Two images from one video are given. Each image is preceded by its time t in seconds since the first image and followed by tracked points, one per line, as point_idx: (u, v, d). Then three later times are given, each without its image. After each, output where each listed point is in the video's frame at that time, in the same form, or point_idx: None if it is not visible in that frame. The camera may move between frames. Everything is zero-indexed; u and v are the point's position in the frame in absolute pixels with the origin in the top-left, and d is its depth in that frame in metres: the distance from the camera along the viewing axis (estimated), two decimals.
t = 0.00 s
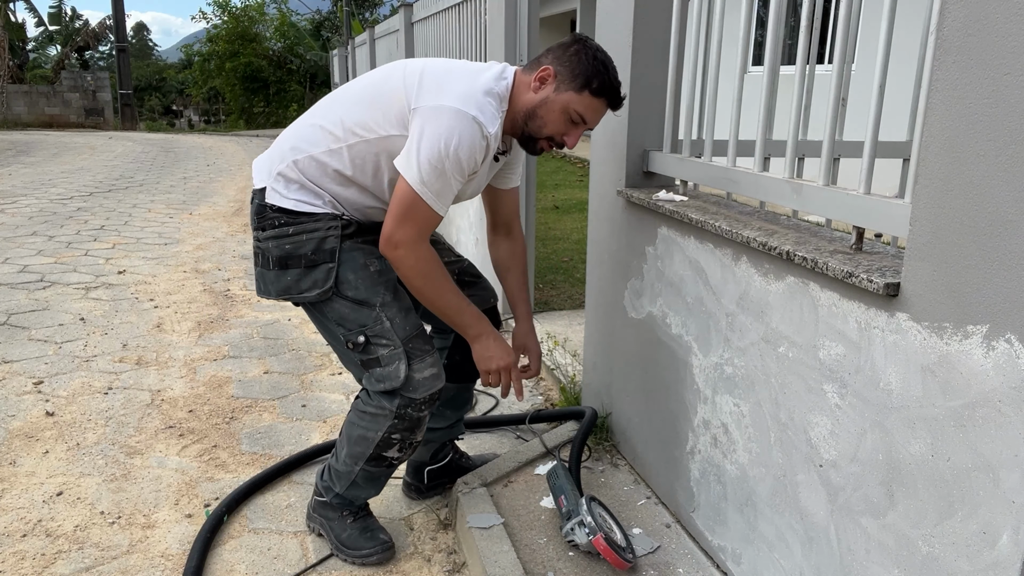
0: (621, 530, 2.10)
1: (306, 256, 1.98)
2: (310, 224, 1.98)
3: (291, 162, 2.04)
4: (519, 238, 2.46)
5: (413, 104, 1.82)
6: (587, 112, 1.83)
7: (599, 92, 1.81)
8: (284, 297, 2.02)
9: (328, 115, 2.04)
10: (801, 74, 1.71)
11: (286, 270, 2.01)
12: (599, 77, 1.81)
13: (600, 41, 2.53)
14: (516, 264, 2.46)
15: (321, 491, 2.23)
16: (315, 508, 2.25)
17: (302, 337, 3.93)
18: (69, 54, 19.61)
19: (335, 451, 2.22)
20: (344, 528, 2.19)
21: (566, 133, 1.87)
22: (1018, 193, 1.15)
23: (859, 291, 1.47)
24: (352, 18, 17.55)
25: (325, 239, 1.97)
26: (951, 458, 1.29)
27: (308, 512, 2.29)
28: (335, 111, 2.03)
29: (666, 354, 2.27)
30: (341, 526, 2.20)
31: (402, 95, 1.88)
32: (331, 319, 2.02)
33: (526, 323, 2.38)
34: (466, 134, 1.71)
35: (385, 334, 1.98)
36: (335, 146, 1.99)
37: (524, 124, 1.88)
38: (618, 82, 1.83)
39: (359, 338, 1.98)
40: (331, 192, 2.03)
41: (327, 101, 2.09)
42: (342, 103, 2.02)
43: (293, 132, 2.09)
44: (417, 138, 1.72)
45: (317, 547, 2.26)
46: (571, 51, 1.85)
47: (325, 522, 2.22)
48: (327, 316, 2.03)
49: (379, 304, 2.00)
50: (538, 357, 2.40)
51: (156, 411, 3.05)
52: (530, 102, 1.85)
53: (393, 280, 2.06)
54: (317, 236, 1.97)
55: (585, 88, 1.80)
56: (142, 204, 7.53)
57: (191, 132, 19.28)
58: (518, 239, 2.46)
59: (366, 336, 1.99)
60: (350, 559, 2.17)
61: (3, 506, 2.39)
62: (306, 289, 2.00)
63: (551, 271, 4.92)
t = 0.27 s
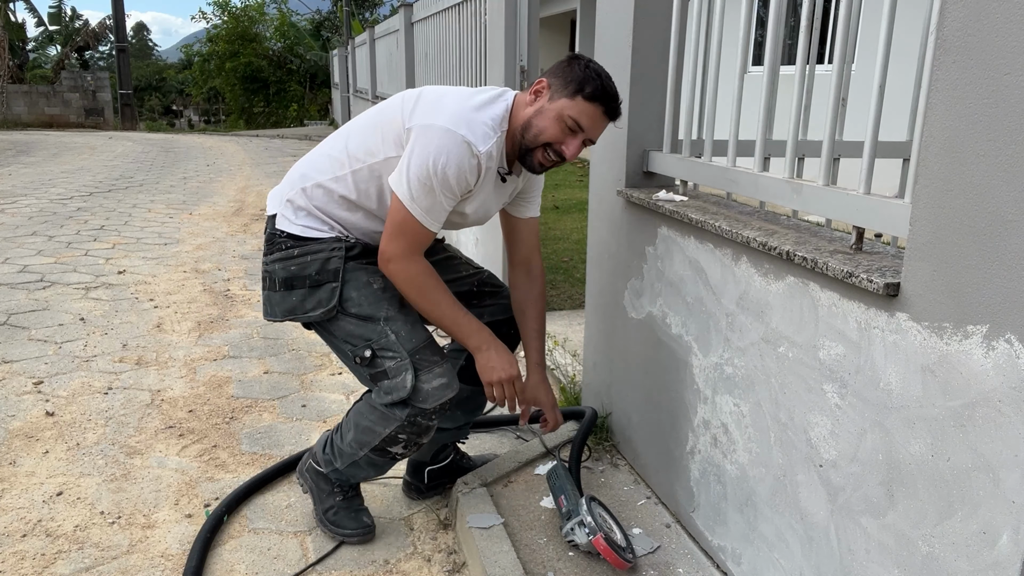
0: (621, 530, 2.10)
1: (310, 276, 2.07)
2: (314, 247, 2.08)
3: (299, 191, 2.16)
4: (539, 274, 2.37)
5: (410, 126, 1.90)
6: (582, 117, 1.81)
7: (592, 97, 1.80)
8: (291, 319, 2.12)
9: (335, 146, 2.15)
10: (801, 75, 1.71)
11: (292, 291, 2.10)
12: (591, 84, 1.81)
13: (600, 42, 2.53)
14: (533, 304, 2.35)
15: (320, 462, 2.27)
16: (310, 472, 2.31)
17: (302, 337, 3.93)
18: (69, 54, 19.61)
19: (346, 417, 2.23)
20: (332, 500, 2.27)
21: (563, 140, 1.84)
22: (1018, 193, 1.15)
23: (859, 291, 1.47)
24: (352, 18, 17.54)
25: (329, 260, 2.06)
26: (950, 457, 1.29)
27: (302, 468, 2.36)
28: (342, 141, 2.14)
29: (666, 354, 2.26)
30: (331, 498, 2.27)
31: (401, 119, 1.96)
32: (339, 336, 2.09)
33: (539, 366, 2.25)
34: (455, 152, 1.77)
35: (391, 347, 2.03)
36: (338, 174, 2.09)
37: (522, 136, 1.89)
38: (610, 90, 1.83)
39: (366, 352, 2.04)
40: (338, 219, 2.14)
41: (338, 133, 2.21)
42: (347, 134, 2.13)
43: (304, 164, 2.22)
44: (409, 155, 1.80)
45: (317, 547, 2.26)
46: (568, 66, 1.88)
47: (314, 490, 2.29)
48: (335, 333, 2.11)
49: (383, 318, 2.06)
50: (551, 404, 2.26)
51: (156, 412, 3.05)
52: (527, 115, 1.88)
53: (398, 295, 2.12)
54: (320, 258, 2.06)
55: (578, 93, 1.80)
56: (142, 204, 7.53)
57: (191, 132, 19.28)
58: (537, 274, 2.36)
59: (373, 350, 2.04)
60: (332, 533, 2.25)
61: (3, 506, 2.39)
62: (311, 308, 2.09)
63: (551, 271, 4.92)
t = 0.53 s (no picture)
0: (621, 530, 2.10)
1: (340, 385, 2.11)
2: (335, 355, 2.13)
3: (306, 312, 2.21)
4: (535, 335, 2.34)
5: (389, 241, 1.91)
6: (530, 154, 1.87)
7: (532, 135, 1.88)
8: (339, 429, 2.17)
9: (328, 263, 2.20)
10: (802, 75, 1.72)
11: (331, 405, 2.16)
12: (531, 125, 1.89)
13: (600, 41, 2.53)
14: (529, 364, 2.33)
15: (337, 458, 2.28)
16: (322, 465, 2.30)
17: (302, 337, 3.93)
18: (68, 55, 19.62)
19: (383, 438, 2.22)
20: (339, 502, 2.27)
21: (519, 183, 1.89)
22: (1018, 193, 1.15)
23: (859, 291, 1.47)
24: (352, 18, 17.55)
25: (352, 362, 2.10)
26: (951, 458, 1.29)
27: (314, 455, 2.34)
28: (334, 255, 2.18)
29: (666, 353, 2.26)
30: (338, 500, 2.27)
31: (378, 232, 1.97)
32: (386, 425, 2.12)
33: (549, 435, 2.28)
34: (449, 248, 1.80)
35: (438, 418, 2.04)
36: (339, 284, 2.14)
37: (481, 193, 1.95)
38: (552, 128, 1.90)
39: (414, 430, 2.04)
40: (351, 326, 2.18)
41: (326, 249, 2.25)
42: (336, 250, 2.17)
43: (304, 287, 2.27)
44: (407, 271, 1.81)
45: (317, 547, 2.26)
46: (507, 119, 1.98)
47: (321, 487, 2.28)
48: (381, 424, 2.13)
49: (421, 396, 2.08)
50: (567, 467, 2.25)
51: (156, 412, 3.05)
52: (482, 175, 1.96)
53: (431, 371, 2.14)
54: (344, 362, 2.10)
55: (520, 134, 1.89)
56: (142, 204, 7.54)
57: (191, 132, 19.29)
58: (535, 333, 2.34)
59: (421, 426, 2.05)
60: (332, 533, 2.26)
61: (3, 506, 2.39)
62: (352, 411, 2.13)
63: (551, 271, 4.92)
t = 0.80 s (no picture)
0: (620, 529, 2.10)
1: (365, 439, 2.05)
2: (358, 409, 2.08)
3: (321, 364, 2.16)
4: (532, 342, 2.35)
5: (366, 268, 1.94)
6: (489, 159, 1.92)
7: (490, 139, 1.93)
8: (363, 484, 2.08)
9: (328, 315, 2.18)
10: (802, 75, 1.72)
11: (356, 460, 2.08)
12: (487, 129, 1.94)
13: (600, 41, 2.53)
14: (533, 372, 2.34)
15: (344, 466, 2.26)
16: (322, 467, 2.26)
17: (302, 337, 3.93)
18: (68, 54, 19.61)
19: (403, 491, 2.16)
20: (342, 507, 2.24)
21: (483, 188, 1.94)
22: (1018, 193, 1.15)
23: (859, 291, 1.47)
24: (353, 18, 17.55)
25: (377, 416, 2.05)
26: (950, 458, 1.29)
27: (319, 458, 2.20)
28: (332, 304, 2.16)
29: (667, 354, 2.26)
30: (340, 505, 2.24)
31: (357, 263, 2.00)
32: (410, 480, 2.06)
33: (558, 444, 2.28)
34: (423, 262, 1.83)
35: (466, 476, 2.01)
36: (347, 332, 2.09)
37: (451, 204, 2.01)
38: (508, 129, 1.94)
39: (441, 486, 2.01)
40: (368, 370, 2.15)
41: (321, 302, 2.23)
42: (332, 299, 2.16)
43: (311, 346, 2.23)
44: (386, 291, 1.85)
45: (317, 548, 2.25)
46: (468, 128, 2.03)
47: (326, 490, 2.22)
48: (405, 480, 2.08)
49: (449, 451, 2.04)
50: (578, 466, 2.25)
51: (156, 411, 3.05)
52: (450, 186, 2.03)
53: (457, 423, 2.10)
54: (369, 417, 2.05)
55: (476, 143, 1.94)
56: (142, 204, 7.54)
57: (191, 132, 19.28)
58: (532, 341, 2.35)
59: (447, 483, 2.01)
60: (334, 535, 2.25)
61: (3, 506, 2.39)
62: (376, 467, 2.05)
63: (551, 271, 4.92)
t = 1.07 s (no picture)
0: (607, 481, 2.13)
1: (370, 437, 2.05)
2: (364, 405, 2.08)
3: (325, 359, 2.17)
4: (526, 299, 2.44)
5: (370, 258, 1.93)
6: (487, 137, 1.93)
7: (487, 117, 1.93)
8: (365, 482, 2.06)
9: (330, 309, 2.19)
10: (801, 75, 1.72)
11: (359, 457, 2.06)
12: (483, 106, 1.95)
13: (599, 41, 2.53)
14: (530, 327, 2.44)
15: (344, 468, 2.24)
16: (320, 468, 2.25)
17: (303, 337, 3.93)
18: (68, 54, 19.61)
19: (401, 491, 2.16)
20: (343, 508, 2.23)
21: (483, 166, 1.95)
22: (1018, 193, 1.15)
23: (859, 291, 1.47)
24: (352, 18, 17.55)
25: (383, 415, 2.05)
26: (950, 458, 1.29)
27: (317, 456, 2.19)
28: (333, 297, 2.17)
29: (667, 353, 2.26)
30: (340, 506, 2.23)
31: (359, 254, 1.98)
32: (413, 482, 2.06)
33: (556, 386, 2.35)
34: (427, 250, 1.83)
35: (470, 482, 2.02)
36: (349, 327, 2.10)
37: (451, 185, 2.00)
38: (506, 106, 1.95)
39: (444, 492, 2.01)
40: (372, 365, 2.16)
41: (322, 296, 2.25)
42: (334, 292, 2.17)
43: (313, 342, 2.24)
44: (391, 282, 1.84)
45: (317, 548, 2.25)
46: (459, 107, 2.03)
47: (326, 491, 2.20)
48: (407, 480, 2.08)
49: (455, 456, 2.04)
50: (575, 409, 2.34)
51: (156, 412, 3.05)
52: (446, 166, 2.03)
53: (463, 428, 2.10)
54: (375, 415, 2.05)
55: (473, 121, 1.95)
56: (142, 204, 7.53)
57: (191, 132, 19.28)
58: (526, 300, 2.45)
59: (451, 489, 2.01)
60: (333, 535, 2.25)
61: (3, 506, 2.39)
62: (380, 466, 2.05)
63: (551, 271, 4.92)
